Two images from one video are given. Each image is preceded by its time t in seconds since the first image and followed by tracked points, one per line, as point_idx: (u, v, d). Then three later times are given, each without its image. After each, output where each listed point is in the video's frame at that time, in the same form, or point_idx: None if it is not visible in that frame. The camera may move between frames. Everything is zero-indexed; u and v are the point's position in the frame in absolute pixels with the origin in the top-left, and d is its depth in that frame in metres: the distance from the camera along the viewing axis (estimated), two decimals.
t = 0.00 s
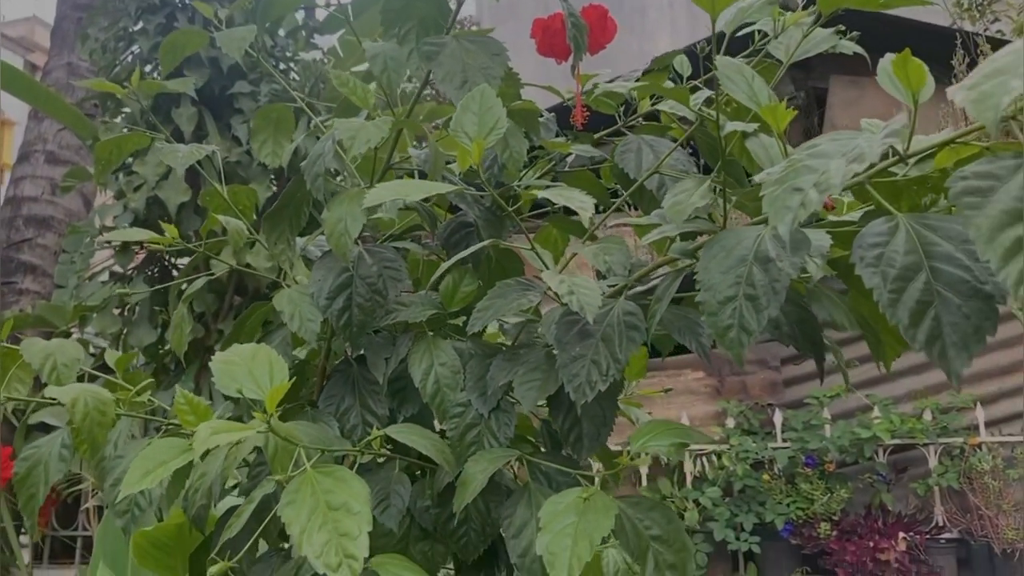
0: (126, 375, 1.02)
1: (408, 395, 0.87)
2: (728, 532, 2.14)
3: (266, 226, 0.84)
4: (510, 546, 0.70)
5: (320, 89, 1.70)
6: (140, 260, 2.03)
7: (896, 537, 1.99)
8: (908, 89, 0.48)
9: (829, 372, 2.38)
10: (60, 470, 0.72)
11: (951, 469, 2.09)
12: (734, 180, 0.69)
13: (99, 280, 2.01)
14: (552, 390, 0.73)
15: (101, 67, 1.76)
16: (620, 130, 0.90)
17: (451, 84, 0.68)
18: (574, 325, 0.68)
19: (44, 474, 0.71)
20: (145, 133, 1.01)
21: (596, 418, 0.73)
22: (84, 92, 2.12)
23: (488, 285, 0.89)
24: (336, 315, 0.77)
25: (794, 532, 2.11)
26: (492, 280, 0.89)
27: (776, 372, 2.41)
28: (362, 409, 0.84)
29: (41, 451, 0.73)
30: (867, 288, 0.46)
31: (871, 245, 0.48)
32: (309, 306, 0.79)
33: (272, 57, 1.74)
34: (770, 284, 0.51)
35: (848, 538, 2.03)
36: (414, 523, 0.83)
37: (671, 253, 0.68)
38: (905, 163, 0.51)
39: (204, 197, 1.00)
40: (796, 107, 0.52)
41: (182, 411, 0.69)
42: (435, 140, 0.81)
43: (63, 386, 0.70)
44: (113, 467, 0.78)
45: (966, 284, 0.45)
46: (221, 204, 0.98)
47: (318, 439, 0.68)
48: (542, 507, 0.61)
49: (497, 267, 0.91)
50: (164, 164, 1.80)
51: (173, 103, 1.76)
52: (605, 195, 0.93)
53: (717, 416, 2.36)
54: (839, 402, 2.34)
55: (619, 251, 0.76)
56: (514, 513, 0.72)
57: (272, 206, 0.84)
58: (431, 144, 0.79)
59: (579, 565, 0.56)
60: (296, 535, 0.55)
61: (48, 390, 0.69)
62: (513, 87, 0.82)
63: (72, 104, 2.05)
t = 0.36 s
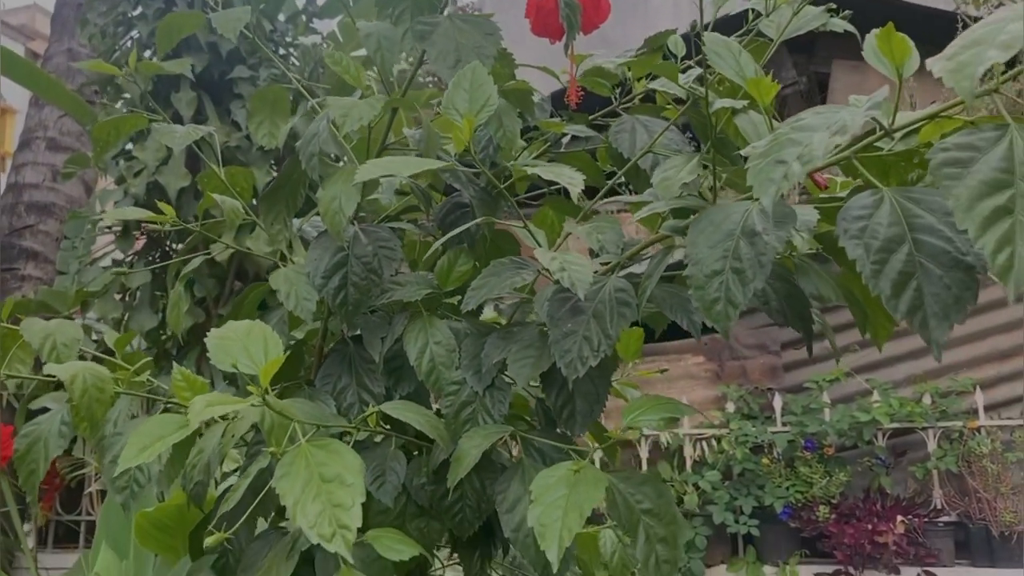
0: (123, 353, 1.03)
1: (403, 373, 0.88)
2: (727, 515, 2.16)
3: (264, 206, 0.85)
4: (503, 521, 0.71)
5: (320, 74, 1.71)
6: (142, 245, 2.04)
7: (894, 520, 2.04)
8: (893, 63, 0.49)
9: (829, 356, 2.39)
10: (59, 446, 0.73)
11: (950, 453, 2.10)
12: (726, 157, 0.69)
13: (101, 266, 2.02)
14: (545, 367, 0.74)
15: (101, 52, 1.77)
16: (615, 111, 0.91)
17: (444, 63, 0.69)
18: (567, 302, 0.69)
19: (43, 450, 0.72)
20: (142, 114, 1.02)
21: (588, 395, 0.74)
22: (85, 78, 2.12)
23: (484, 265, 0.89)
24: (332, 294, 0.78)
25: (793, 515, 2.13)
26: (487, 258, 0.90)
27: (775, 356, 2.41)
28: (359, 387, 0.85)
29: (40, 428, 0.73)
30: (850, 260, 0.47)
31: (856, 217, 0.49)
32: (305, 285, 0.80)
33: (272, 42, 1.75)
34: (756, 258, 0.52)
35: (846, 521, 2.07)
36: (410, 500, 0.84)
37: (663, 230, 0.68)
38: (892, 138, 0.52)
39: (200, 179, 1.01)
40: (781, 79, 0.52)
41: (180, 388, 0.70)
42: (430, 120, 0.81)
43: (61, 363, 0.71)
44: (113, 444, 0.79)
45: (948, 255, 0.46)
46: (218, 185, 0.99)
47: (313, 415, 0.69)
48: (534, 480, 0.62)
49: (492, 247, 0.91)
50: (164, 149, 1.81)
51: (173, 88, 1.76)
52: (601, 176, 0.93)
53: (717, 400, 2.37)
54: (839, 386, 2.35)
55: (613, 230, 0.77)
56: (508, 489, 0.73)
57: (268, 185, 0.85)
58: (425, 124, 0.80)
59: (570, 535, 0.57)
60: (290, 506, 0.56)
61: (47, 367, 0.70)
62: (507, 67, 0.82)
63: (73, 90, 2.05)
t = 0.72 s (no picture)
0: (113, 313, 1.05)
1: (396, 330, 0.88)
2: (725, 485, 2.18)
3: (256, 162, 0.85)
4: (493, 469, 0.72)
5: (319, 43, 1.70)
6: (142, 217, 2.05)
7: (891, 489, 2.05)
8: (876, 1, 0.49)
9: (829, 329, 2.39)
10: (54, 396, 0.74)
11: (948, 423, 2.11)
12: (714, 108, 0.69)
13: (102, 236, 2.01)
14: (535, 319, 0.74)
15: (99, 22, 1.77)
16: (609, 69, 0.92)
17: (432, 13, 0.69)
18: (555, 252, 0.69)
19: (38, 399, 0.73)
20: (135, 73, 1.02)
21: (578, 347, 0.75)
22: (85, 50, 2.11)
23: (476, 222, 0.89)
24: (323, 249, 0.78)
25: (790, 484, 2.14)
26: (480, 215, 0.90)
27: (774, 329, 2.42)
28: (353, 342, 0.86)
29: (35, 379, 0.74)
30: (830, 194, 0.47)
31: (838, 154, 0.49)
32: (297, 240, 0.81)
33: (271, 12, 1.74)
34: (739, 197, 0.52)
35: (843, 490, 2.08)
36: (403, 453, 0.85)
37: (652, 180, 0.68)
38: (875, 78, 0.52)
39: (194, 138, 1.05)
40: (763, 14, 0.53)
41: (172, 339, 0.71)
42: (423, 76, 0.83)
43: (55, 314, 0.72)
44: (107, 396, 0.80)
45: (928, 189, 0.46)
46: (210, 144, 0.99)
47: (304, 364, 0.70)
48: (521, 425, 0.63)
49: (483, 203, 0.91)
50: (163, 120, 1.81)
51: (172, 59, 1.76)
52: (596, 135, 0.92)
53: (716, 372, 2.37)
54: (839, 357, 2.34)
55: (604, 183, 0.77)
56: (498, 438, 0.73)
57: (261, 141, 0.85)
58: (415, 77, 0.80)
59: (554, 476, 0.58)
60: (278, 447, 0.56)
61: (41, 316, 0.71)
62: (498, 21, 0.82)
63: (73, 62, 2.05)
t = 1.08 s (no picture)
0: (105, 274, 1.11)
1: (391, 296, 0.89)
2: (724, 461, 2.18)
3: (250, 126, 0.84)
4: (488, 432, 0.72)
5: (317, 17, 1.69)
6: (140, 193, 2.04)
7: (891, 466, 2.06)
8: None
9: (830, 307, 2.39)
10: (48, 357, 0.74)
11: (948, 400, 2.10)
12: (709, 67, 0.69)
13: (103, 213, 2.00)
14: (530, 282, 0.74)
15: None
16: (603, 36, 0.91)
17: None
18: (550, 214, 0.68)
19: (32, 360, 0.73)
20: (130, 38, 1.02)
21: (573, 311, 0.75)
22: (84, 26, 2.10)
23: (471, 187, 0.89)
24: (318, 212, 0.78)
25: (790, 461, 2.15)
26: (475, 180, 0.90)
27: (774, 307, 2.41)
28: (348, 308, 0.86)
29: (28, 340, 0.74)
30: (822, 144, 0.47)
31: (831, 105, 0.48)
32: (291, 205, 0.81)
33: None
34: (731, 149, 0.52)
35: (843, 467, 2.09)
36: (399, 419, 0.85)
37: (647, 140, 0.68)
38: (869, 28, 0.52)
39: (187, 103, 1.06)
40: None
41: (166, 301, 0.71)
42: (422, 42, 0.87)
43: (49, 274, 0.72)
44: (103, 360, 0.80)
45: (921, 138, 0.46)
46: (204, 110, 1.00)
47: (299, 325, 0.70)
48: (514, 384, 0.63)
49: (477, 167, 0.90)
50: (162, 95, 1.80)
51: (170, 33, 1.75)
52: (593, 101, 0.91)
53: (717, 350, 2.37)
54: (839, 335, 2.34)
55: (600, 146, 0.76)
56: (492, 400, 0.73)
57: (254, 105, 0.84)
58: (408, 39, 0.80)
59: (547, 433, 0.58)
60: (271, 403, 0.56)
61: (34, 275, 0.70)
62: None
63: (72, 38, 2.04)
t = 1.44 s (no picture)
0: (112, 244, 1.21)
1: (385, 264, 0.89)
2: (723, 439, 2.19)
3: (243, 93, 0.84)
4: (480, 396, 0.72)
5: None
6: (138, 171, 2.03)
7: (890, 443, 2.06)
8: None
9: (831, 285, 2.39)
10: (40, 322, 0.74)
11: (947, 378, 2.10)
12: (701, 28, 0.68)
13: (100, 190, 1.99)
14: (523, 247, 0.74)
15: None
16: None
17: None
18: (541, 176, 0.68)
19: (25, 325, 0.73)
20: (123, 8, 1.01)
21: (566, 276, 0.75)
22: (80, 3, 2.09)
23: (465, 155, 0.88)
24: (311, 178, 0.78)
25: (788, 438, 2.15)
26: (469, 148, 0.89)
27: (774, 286, 2.41)
28: (342, 276, 0.86)
29: (21, 305, 0.74)
30: (810, 97, 0.47)
31: (819, 56, 0.48)
32: (284, 171, 0.80)
33: None
34: (721, 105, 0.52)
35: (841, 444, 2.09)
36: (394, 387, 0.86)
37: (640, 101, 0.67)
38: None
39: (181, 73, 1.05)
40: None
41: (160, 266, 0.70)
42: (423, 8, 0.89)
43: (41, 238, 0.72)
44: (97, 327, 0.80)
45: (910, 90, 0.45)
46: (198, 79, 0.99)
47: (290, 288, 0.70)
48: (505, 345, 0.63)
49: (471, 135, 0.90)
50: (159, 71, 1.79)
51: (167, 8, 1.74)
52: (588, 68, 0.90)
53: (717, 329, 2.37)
54: (840, 313, 2.33)
55: (593, 111, 0.76)
56: (485, 365, 0.73)
57: (247, 72, 0.84)
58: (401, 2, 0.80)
59: (536, 391, 0.58)
60: (261, 361, 0.56)
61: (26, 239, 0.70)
62: None
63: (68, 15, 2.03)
